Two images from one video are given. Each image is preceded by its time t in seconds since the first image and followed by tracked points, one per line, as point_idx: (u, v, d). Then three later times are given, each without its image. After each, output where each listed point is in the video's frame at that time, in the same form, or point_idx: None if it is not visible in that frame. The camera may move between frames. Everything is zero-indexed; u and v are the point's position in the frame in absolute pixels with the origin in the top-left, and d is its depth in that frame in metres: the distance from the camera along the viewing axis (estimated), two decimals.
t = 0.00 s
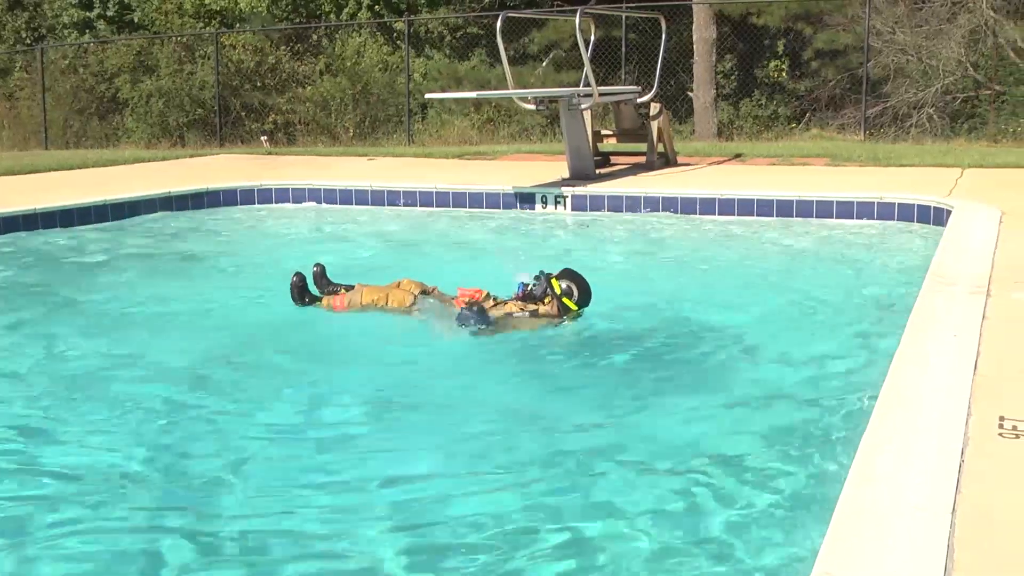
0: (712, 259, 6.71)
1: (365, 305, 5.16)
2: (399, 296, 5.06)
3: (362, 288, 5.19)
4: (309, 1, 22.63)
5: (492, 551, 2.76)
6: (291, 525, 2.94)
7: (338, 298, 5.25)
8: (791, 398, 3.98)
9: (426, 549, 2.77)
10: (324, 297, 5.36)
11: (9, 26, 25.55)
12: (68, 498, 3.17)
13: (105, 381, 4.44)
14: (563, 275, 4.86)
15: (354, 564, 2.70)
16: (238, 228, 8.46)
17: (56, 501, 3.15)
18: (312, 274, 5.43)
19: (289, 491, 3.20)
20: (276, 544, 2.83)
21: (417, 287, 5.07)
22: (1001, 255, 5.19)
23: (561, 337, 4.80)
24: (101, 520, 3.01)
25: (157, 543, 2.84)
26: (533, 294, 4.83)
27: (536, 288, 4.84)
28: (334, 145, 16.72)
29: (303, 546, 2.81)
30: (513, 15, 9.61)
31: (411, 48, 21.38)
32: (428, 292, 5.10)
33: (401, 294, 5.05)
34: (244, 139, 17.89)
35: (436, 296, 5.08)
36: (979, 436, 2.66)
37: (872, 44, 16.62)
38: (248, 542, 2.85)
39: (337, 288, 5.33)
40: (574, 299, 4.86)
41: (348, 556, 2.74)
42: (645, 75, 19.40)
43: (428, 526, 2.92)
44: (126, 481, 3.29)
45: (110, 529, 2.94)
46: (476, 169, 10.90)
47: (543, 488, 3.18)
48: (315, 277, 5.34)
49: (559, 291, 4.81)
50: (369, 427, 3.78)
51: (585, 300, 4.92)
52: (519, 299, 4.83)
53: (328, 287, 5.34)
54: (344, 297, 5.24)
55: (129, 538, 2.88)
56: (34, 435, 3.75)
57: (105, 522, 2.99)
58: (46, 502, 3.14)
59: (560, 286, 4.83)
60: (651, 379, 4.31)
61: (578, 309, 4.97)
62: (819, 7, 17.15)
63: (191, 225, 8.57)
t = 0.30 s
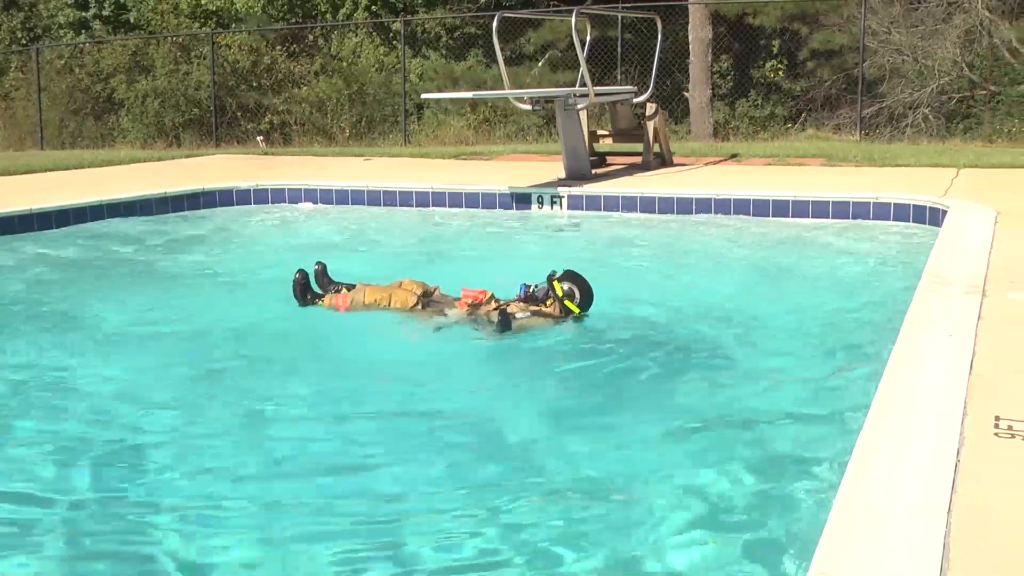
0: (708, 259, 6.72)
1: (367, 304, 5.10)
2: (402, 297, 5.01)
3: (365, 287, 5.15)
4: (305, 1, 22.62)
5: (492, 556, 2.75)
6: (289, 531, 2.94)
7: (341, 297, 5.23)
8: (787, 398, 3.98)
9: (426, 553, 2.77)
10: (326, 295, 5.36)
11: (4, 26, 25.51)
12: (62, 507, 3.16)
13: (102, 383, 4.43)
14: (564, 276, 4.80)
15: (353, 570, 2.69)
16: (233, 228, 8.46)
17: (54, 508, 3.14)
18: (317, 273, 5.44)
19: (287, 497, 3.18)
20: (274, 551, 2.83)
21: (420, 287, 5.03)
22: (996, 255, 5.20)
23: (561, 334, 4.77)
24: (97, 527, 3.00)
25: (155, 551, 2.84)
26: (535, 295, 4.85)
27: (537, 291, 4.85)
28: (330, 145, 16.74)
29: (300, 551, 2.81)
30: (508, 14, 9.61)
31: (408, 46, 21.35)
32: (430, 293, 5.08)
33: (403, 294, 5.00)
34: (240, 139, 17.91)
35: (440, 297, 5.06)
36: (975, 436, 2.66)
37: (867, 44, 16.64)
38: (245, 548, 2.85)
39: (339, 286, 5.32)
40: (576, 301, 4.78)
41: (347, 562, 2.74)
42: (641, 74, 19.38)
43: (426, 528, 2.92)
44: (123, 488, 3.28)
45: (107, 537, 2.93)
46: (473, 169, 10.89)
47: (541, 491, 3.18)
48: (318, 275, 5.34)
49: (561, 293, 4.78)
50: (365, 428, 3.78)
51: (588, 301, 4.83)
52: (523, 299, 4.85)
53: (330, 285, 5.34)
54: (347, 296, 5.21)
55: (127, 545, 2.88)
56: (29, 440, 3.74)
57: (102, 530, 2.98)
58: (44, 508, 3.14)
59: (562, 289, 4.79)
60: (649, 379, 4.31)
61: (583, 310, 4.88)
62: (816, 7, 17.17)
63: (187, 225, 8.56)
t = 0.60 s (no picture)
0: (708, 259, 6.72)
1: (373, 305, 5.11)
2: (407, 297, 5.03)
3: (370, 289, 5.16)
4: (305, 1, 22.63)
5: (490, 553, 2.75)
6: (288, 528, 2.93)
7: (345, 298, 5.22)
8: (786, 399, 3.98)
9: (424, 551, 2.76)
10: (332, 297, 5.30)
11: (3, 26, 25.51)
12: (60, 502, 3.15)
13: (103, 381, 4.43)
14: (573, 278, 4.75)
15: (351, 566, 2.68)
16: (232, 228, 8.46)
17: (52, 504, 3.13)
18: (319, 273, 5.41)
19: (285, 494, 3.18)
20: (273, 547, 2.82)
21: (424, 287, 5.04)
22: (996, 255, 5.20)
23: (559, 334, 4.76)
24: (95, 523, 2.99)
25: (153, 547, 2.83)
26: (544, 297, 4.76)
27: (545, 291, 4.77)
28: (329, 145, 16.77)
29: (299, 548, 2.80)
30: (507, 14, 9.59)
31: (408, 46, 21.36)
32: (435, 293, 5.08)
33: (409, 295, 5.02)
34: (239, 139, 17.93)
35: (445, 297, 5.06)
36: (975, 436, 2.67)
37: (866, 44, 16.67)
38: (244, 545, 2.84)
39: (344, 289, 5.28)
40: (584, 304, 4.74)
41: (347, 558, 2.73)
42: (640, 74, 19.39)
43: (424, 526, 2.92)
44: (121, 484, 3.28)
45: (105, 533, 2.92)
46: (472, 168, 10.89)
47: (540, 490, 3.17)
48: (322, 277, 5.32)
49: (569, 295, 4.72)
50: (364, 426, 3.78)
51: (596, 305, 4.81)
52: (530, 300, 4.79)
53: (334, 287, 5.32)
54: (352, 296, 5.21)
55: (124, 541, 2.87)
56: (27, 437, 3.73)
57: (100, 526, 2.97)
58: (42, 503, 3.13)
59: (570, 291, 4.74)
60: (648, 379, 4.30)
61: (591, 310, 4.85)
62: (815, 7, 17.19)
63: (187, 225, 8.57)
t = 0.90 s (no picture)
0: (705, 259, 6.73)
1: (377, 306, 5.05)
2: (412, 298, 4.98)
3: (374, 290, 5.09)
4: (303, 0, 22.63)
5: (492, 555, 2.75)
6: (289, 529, 2.93)
7: (350, 300, 5.17)
8: (786, 399, 3.98)
9: (427, 552, 2.76)
10: (335, 298, 5.28)
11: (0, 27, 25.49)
12: (62, 504, 3.14)
13: (102, 382, 4.44)
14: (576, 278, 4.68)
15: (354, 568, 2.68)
16: (229, 227, 8.45)
17: (53, 506, 3.13)
18: (323, 274, 5.36)
19: (286, 496, 3.18)
20: (275, 549, 2.82)
21: (429, 288, 4.99)
22: (992, 255, 5.21)
23: (559, 335, 4.75)
24: (96, 525, 2.99)
25: (154, 548, 2.82)
26: (548, 295, 4.76)
27: (549, 290, 4.76)
28: (327, 145, 16.77)
29: (301, 549, 2.80)
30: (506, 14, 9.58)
31: (405, 46, 21.38)
32: (439, 294, 5.02)
33: (413, 296, 4.97)
34: (237, 139, 17.90)
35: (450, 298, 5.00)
36: (972, 435, 2.67)
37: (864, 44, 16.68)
38: (246, 546, 2.83)
39: (348, 289, 5.25)
40: (584, 303, 4.67)
41: (349, 558, 2.73)
42: (638, 74, 19.40)
43: (422, 525, 2.93)
44: (123, 485, 3.27)
45: (106, 535, 2.92)
46: (470, 168, 10.89)
47: (541, 491, 3.17)
48: (326, 276, 5.29)
49: (571, 293, 4.67)
50: (364, 426, 3.79)
51: (599, 307, 4.72)
52: (535, 299, 4.79)
53: (338, 288, 5.27)
54: (356, 298, 5.16)
55: (125, 543, 2.86)
56: (27, 438, 3.72)
57: (102, 527, 2.97)
58: (41, 502, 3.14)
59: (572, 290, 4.67)
60: (647, 379, 4.31)
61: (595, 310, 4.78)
62: (812, 6, 17.19)
63: (185, 225, 8.57)
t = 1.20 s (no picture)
0: (705, 259, 6.73)
1: (383, 306, 5.10)
2: (418, 297, 5.03)
3: (381, 290, 5.14)
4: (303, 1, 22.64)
5: (492, 551, 2.75)
6: (289, 526, 2.94)
7: (356, 299, 5.22)
8: (784, 398, 3.98)
9: (426, 549, 2.77)
10: (341, 298, 5.33)
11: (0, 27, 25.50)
12: (62, 500, 3.15)
13: (101, 381, 4.43)
14: (582, 279, 4.76)
15: (354, 564, 2.69)
16: (228, 227, 8.46)
17: (55, 502, 3.13)
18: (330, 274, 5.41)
19: (288, 494, 3.18)
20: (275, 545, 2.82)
21: (435, 288, 5.06)
22: (992, 255, 5.21)
23: (560, 335, 4.74)
24: (96, 524, 2.98)
25: (154, 544, 2.83)
26: (554, 295, 4.80)
27: (555, 291, 4.81)
28: (326, 145, 16.76)
29: (301, 545, 2.80)
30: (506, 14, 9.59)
31: (406, 46, 21.37)
32: (446, 294, 5.10)
33: (420, 296, 5.02)
34: (236, 139, 17.86)
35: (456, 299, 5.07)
36: (972, 436, 2.67)
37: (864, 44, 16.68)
38: (245, 543, 2.84)
39: (353, 288, 5.30)
40: (588, 303, 4.72)
41: (351, 556, 2.73)
42: (637, 74, 19.40)
43: (422, 524, 2.93)
44: (124, 483, 3.28)
45: (106, 531, 2.93)
46: (470, 168, 10.89)
47: (541, 488, 3.18)
48: (332, 276, 5.34)
49: (576, 294, 4.74)
50: (364, 426, 3.79)
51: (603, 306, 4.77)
52: (543, 299, 4.83)
53: (344, 287, 5.32)
54: (363, 297, 5.21)
55: (126, 538, 2.88)
56: (27, 436, 3.72)
57: (103, 523, 2.98)
58: (40, 501, 3.14)
59: (577, 291, 4.74)
60: (647, 378, 4.31)
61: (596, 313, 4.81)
62: (812, 6, 17.18)
63: (185, 225, 8.57)
